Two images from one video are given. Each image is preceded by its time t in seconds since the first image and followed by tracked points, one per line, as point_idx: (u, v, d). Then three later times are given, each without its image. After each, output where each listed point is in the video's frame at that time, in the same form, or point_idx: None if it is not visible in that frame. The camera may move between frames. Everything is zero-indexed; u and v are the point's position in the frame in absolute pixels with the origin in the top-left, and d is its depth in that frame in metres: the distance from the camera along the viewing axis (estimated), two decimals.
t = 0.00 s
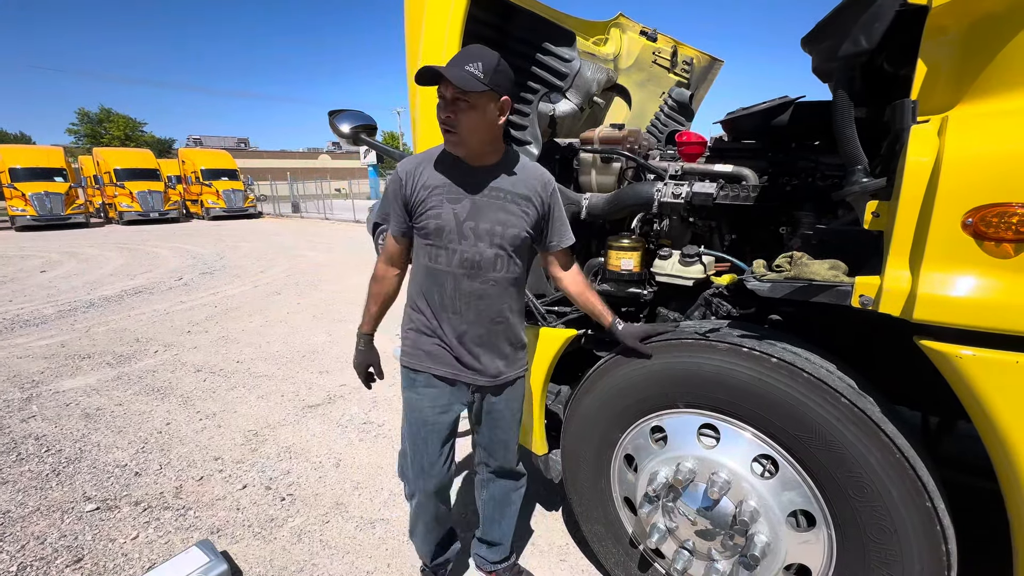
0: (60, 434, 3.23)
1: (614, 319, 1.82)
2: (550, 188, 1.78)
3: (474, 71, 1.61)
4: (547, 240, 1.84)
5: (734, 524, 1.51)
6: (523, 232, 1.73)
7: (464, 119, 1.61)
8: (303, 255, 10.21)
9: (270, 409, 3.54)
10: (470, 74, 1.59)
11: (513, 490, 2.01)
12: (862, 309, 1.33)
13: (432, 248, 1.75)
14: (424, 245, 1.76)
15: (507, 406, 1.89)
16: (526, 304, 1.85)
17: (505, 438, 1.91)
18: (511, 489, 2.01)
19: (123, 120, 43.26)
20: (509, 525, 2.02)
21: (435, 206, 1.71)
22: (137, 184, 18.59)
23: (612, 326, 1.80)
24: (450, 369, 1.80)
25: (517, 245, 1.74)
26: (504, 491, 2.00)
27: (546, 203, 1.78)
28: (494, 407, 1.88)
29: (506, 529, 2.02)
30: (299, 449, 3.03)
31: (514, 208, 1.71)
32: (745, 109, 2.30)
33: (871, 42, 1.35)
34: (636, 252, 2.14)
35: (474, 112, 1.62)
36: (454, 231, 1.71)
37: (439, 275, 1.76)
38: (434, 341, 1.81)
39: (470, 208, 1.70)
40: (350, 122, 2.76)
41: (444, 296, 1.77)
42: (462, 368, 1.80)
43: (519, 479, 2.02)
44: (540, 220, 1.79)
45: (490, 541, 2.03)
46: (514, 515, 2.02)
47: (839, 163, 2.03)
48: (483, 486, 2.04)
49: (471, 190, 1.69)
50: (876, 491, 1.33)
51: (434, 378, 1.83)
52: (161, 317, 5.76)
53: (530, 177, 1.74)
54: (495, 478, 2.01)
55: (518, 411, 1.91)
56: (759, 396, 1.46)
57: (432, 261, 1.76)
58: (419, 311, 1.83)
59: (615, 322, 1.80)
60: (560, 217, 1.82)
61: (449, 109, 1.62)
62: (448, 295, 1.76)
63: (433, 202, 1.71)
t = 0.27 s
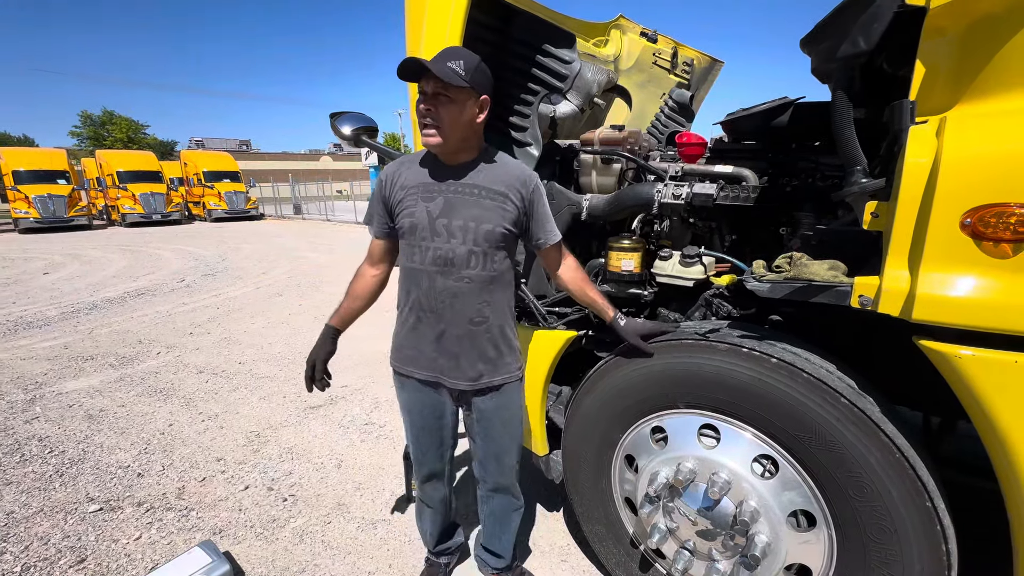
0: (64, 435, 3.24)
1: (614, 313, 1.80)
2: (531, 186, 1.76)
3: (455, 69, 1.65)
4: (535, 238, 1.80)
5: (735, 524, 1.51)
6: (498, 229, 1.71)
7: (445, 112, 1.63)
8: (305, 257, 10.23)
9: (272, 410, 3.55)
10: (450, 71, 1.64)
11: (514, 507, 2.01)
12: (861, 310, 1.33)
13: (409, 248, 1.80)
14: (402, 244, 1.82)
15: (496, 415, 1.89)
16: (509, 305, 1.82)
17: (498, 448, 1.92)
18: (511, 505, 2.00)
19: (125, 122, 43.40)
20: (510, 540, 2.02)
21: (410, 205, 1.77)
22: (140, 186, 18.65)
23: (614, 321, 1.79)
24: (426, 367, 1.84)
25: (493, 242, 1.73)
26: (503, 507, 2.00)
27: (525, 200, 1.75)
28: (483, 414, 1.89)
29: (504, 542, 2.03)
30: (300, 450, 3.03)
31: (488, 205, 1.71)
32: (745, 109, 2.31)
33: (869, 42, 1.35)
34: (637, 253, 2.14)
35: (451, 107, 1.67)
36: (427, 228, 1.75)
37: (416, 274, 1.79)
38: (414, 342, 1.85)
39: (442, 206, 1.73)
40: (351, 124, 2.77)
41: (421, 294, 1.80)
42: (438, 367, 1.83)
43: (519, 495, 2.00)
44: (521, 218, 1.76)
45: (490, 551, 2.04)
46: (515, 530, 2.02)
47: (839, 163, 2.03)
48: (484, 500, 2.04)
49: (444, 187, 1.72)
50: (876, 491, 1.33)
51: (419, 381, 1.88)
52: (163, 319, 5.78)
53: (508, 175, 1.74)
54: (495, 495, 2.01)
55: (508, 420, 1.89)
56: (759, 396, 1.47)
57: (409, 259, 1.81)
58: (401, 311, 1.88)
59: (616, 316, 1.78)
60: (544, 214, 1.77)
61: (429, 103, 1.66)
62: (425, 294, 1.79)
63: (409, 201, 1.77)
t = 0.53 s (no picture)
0: (68, 437, 3.26)
1: (629, 306, 1.77)
2: (522, 190, 1.76)
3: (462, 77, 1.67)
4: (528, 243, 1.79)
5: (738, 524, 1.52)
6: (485, 232, 1.72)
7: (451, 115, 1.66)
8: (308, 259, 10.25)
9: (275, 411, 3.56)
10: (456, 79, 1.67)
11: (516, 518, 2.00)
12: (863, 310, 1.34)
13: (401, 250, 1.84)
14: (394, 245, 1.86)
15: (484, 417, 1.88)
16: (498, 309, 1.82)
17: (495, 454, 1.91)
18: (514, 513, 1.99)
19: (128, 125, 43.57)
20: (515, 543, 2.02)
21: (402, 207, 1.81)
22: (143, 188, 18.71)
23: (628, 313, 1.74)
24: (414, 368, 1.86)
25: (480, 245, 1.74)
26: (506, 514, 1.99)
27: (516, 205, 1.75)
28: (473, 415, 1.89)
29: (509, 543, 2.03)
30: (303, 452, 3.04)
31: (476, 208, 1.73)
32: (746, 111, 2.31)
33: (870, 44, 1.35)
34: (639, 255, 2.15)
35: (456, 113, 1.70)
36: (417, 230, 1.78)
37: (406, 275, 1.82)
38: (404, 343, 1.88)
39: (431, 208, 1.76)
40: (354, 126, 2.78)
41: (410, 294, 1.83)
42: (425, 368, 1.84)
43: (523, 503, 1.99)
44: (510, 222, 1.76)
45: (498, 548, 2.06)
46: (520, 534, 2.01)
47: (840, 164, 2.04)
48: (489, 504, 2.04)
49: (434, 189, 1.75)
50: (878, 491, 1.33)
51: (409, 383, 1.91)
52: (167, 321, 5.80)
53: (500, 180, 1.75)
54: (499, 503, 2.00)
55: (499, 425, 1.88)
56: (761, 397, 1.47)
57: (400, 260, 1.84)
58: (393, 312, 1.91)
59: (631, 309, 1.75)
60: (536, 218, 1.76)
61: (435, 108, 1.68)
62: (412, 294, 1.82)
63: (401, 203, 1.82)
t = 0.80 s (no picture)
0: (73, 438, 3.27)
1: (636, 315, 1.79)
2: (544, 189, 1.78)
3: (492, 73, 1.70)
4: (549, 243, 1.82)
5: (741, 526, 1.52)
6: (510, 230, 1.74)
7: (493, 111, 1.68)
8: (310, 261, 10.28)
9: (279, 413, 3.57)
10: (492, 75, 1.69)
11: (520, 512, 2.01)
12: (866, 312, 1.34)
13: (423, 243, 1.82)
14: (416, 237, 1.84)
15: (500, 416, 1.90)
16: (519, 305, 1.85)
17: (506, 450, 1.93)
18: (519, 509, 2.00)
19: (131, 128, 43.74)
20: (518, 541, 2.02)
21: (426, 200, 1.79)
22: (146, 190, 18.78)
23: (634, 320, 1.77)
24: (433, 363, 1.85)
25: (505, 243, 1.75)
26: (512, 508, 2.01)
27: (539, 204, 1.77)
28: (490, 415, 1.91)
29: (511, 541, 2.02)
30: (307, 453, 3.05)
31: (501, 205, 1.73)
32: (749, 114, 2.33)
33: (872, 47, 1.35)
34: (641, 257, 2.17)
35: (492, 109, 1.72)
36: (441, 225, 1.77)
37: (427, 270, 1.81)
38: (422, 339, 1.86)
39: (457, 203, 1.75)
40: (356, 129, 2.79)
41: (431, 289, 1.82)
42: (444, 363, 1.83)
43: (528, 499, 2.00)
44: (533, 221, 1.78)
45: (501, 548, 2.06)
46: (524, 532, 2.02)
47: (842, 166, 2.05)
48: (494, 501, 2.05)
49: (460, 185, 1.74)
50: (882, 494, 1.33)
51: (427, 380, 1.88)
52: (171, 323, 5.82)
53: (525, 179, 1.76)
54: (504, 497, 2.01)
55: (513, 423, 1.90)
56: (764, 399, 1.47)
57: (422, 254, 1.83)
58: (411, 307, 1.90)
59: (639, 317, 1.78)
60: (556, 217, 1.79)
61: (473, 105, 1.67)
62: (434, 290, 1.81)
63: (425, 196, 1.79)
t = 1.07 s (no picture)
0: (77, 440, 3.28)
1: (652, 316, 1.79)
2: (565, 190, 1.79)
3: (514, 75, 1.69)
4: (565, 243, 1.83)
5: (746, 528, 1.51)
6: (535, 230, 1.74)
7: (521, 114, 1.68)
8: (312, 262, 10.30)
9: (281, 414, 3.57)
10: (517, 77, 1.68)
11: (529, 504, 2.01)
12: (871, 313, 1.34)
13: (446, 236, 1.80)
14: (440, 230, 1.82)
15: (520, 414, 1.89)
16: (540, 303, 1.85)
17: (521, 446, 1.92)
18: (529, 503, 2.00)
19: (134, 130, 43.87)
20: (525, 536, 2.02)
21: (454, 193, 1.78)
22: (149, 192, 18.83)
23: (648, 321, 1.77)
24: (455, 357, 1.82)
25: (529, 242, 1.75)
26: (522, 502, 2.00)
27: (562, 204, 1.77)
28: (508, 412, 1.90)
29: (518, 537, 2.02)
30: (310, 455, 3.05)
31: (526, 204, 1.73)
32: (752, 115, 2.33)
33: (876, 48, 1.32)
34: (644, 258, 2.21)
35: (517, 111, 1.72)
36: (467, 219, 1.75)
37: (450, 263, 1.79)
38: (442, 333, 1.84)
39: (484, 199, 1.74)
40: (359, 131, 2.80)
41: (454, 283, 1.80)
42: (466, 358, 1.82)
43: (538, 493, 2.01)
44: (555, 221, 1.79)
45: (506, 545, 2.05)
46: (530, 527, 2.02)
47: (846, 167, 2.03)
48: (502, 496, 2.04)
49: (487, 182, 1.73)
50: (887, 496, 1.33)
51: (449, 375, 1.85)
52: (173, 324, 5.84)
53: (547, 180, 1.76)
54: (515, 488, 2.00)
55: (531, 421, 1.90)
56: (768, 400, 1.47)
57: (446, 246, 1.81)
58: (432, 299, 1.88)
59: (654, 317, 1.78)
60: (575, 218, 1.81)
61: (505, 108, 1.65)
62: (457, 284, 1.80)
63: (453, 189, 1.77)
